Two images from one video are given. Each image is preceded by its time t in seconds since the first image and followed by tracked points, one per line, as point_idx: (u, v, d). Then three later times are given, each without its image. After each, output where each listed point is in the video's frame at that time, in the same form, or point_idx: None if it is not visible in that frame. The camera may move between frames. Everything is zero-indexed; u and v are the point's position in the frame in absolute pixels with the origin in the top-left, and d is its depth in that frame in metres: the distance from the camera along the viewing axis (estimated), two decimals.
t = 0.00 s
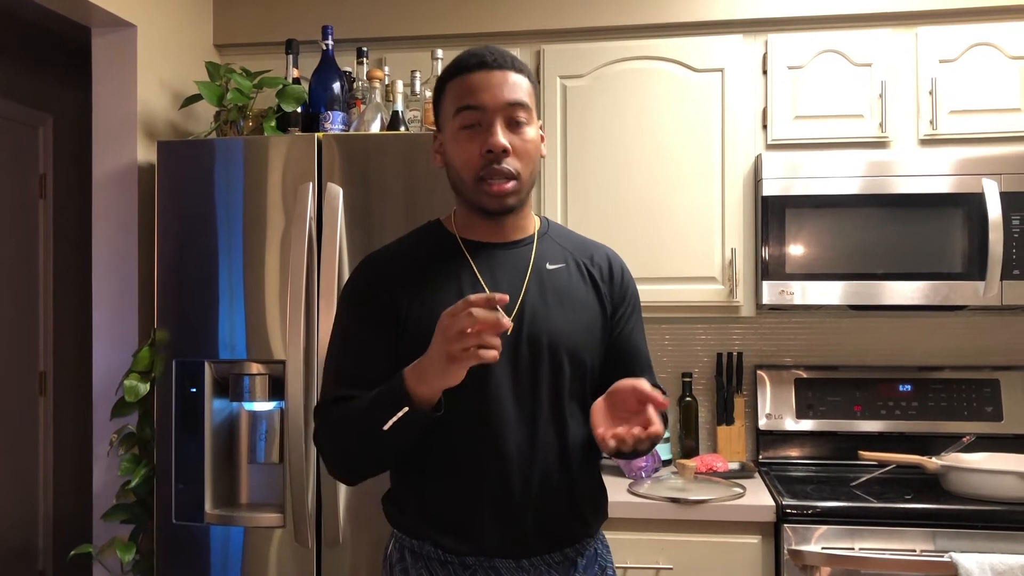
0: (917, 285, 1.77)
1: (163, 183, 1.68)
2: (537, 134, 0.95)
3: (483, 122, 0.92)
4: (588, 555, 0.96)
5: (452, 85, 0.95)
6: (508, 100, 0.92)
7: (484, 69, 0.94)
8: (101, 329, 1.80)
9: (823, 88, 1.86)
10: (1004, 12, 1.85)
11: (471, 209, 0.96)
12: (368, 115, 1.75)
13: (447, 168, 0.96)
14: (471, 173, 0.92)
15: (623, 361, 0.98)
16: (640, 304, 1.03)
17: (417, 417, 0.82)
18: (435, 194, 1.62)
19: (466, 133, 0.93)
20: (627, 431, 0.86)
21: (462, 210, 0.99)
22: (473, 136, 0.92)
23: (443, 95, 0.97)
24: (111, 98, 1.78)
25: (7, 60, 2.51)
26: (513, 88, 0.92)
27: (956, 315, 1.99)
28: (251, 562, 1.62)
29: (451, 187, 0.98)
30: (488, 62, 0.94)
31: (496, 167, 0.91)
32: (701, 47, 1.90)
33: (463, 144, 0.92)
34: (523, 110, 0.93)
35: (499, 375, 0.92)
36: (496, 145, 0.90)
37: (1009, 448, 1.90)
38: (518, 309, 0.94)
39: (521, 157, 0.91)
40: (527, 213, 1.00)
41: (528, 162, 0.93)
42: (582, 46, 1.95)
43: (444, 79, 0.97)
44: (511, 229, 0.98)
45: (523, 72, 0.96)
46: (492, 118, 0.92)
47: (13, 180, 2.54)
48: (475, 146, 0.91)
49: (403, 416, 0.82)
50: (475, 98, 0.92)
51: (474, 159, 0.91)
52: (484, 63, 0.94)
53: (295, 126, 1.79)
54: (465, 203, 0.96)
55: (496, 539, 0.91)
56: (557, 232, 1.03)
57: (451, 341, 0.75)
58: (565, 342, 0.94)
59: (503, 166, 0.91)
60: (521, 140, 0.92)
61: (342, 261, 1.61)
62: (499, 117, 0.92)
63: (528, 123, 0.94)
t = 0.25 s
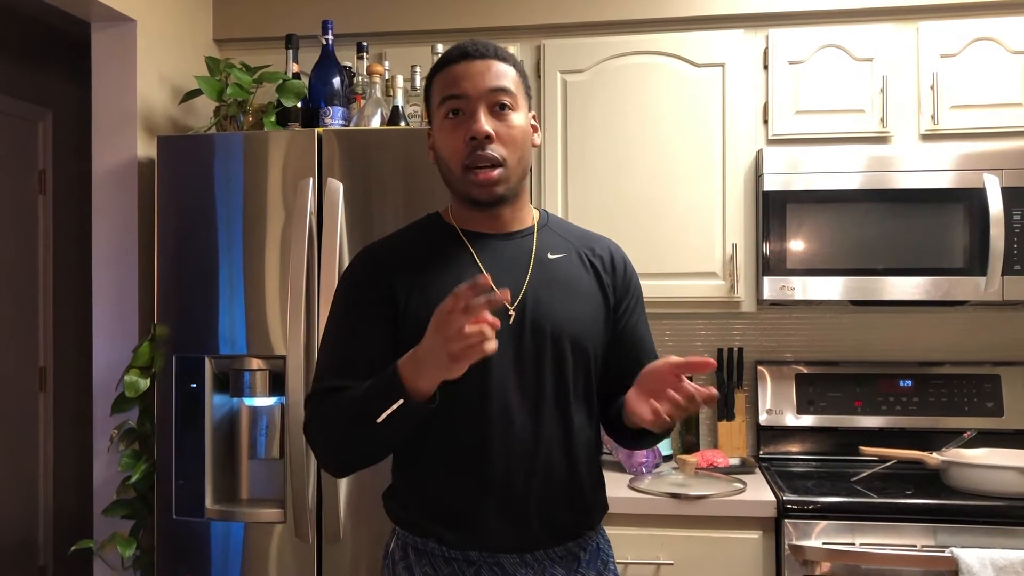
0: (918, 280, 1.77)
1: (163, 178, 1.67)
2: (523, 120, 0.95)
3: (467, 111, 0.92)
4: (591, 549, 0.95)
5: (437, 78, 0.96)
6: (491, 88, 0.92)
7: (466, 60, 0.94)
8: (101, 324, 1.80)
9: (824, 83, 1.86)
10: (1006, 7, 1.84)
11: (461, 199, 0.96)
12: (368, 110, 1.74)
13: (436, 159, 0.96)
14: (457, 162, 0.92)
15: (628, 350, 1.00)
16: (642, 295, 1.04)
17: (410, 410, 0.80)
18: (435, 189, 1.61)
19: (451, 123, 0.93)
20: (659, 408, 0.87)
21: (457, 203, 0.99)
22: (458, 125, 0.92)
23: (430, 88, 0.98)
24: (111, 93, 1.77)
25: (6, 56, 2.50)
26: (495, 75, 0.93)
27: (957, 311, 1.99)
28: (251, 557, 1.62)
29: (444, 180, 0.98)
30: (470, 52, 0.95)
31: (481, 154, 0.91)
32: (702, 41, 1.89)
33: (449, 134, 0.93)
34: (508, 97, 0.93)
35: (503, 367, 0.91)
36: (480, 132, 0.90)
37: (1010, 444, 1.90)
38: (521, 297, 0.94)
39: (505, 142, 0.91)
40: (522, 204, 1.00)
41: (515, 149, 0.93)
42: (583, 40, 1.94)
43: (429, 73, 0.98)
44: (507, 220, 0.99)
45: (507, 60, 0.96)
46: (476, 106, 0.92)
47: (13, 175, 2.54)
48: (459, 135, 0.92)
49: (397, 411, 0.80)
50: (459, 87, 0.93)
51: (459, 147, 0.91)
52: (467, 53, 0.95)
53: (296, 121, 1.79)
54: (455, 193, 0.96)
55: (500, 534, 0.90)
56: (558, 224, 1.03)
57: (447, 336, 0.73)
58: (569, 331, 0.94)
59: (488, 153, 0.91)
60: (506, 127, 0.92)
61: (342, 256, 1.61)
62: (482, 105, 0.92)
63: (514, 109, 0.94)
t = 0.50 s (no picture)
0: (920, 279, 1.76)
1: (163, 176, 1.67)
2: (527, 119, 0.95)
3: (473, 106, 0.92)
4: (592, 549, 0.96)
5: (441, 72, 0.95)
6: (497, 84, 0.92)
7: (472, 55, 0.94)
8: (101, 322, 1.79)
9: (826, 81, 1.85)
10: (1008, 5, 1.84)
11: (463, 195, 0.96)
12: (369, 108, 1.74)
13: (438, 154, 0.95)
14: (462, 157, 0.91)
15: (624, 350, 1.00)
16: (638, 293, 1.04)
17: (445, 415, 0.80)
18: (436, 187, 1.61)
19: (455, 118, 0.92)
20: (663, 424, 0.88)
21: (455, 201, 0.99)
22: (463, 120, 0.92)
23: (432, 83, 0.97)
24: (111, 90, 1.77)
25: (6, 53, 2.50)
26: (502, 72, 0.93)
27: (958, 310, 1.99)
28: (251, 555, 1.62)
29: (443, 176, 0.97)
30: (476, 48, 0.95)
31: (487, 149, 0.90)
32: (703, 39, 1.89)
33: (453, 129, 0.92)
34: (513, 95, 0.94)
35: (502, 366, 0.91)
36: (487, 127, 0.90)
37: (1011, 443, 1.89)
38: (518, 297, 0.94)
39: (511, 140, 0.91)
40: (519, 203, 1.00)
41: (519, 146, 0.93)
42: (584, 38, 1.94)
43: (434, 67, 0.97)
44: (504, 219, 0.99)
45: (512, 58, 0.96)
46: (482, 101, 0.92)
47: (12, 173, 2.53)
48: (464, 130, 0.91)
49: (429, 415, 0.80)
50: (464, 82, 0.92)
51: (465, 141, 0.91)
52: (473, 49, 0.94)
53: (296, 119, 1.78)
54: (456, 189, 0.95)
55: (502, 535, 0.90)
56: (553, 223, 1.03)
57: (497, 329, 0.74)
58: (567, 330, 0.93)
59: (493, 149, 0.90)
60: (511, 124, 0.92)
61: (343, 255, 1.61)
62: (488, 101, 0.92)
63: (519, 108, 0.94)
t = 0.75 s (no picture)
0: (922, 280, 1.77)
1: (167, 178, 1.68)
2: (542, 124, 0.96)
3: (492, 107, 0.92)
4: (594, 552, 0.97)
5: (460, 69, 0.95)
6: (517, 86, 0.92)
7: (493, 57, 0.94)
8: (105, 322, 1.80)
9: (829, 83, 1.86)
10: (1011, 8, 1.84)
11: (474, 194, 0.96)
12: (373, 109, 1.74)
13: (451, 152, 0.95)
14: (477, 156, 0.92)
15: (623, 351, 1.00)
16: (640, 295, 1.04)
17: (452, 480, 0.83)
18: (439, 189, 1.61)
19: (472, 117, 0.92)
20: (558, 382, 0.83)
21: (464, 200, 0.99)
22: (481, 120, 0.92)
23: (449, 80, 0.97)
24: (116, 92, 1.78)
25: (11, 54, 2.51)
26: (522, 74, 0.93)
27: (961, 312, 1.99)
28: (254, 556, 1.62)
29: (453, 174, 0.98)
30: (497, 49, 0.95)
31: (503, 151, 0.91)
32: (706, 41, 1.89)
33: (470, 128, 0.92)
34: (531, 98, 0.94)
35: (506, 372, 0.90)
36: (505, 130, 0.90)
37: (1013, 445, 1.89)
38: (522, 301, 0.94)
39: (528, 143, 0.92)
40: (526, 206, 1.01)
41: (534, 150, 0.94)
42: (587, 40, 1.94)
43: (452, 64, 0.97)
44: (510, 221, 0.99)
45: (530, 61, 0.96)
46: (501, 102, 0.92)
47: (16, 174, 2.54)
48: (482, 130, 0.91)
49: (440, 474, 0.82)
50: (484, 82, 0.92)
51: (481, 142, 0.91)
52: (493, 49, 0.94)
53: (300, 120, 1.79)
54: (467, 188, 0.96)
55: (506, 540, 0.90)
56: (556, 225, 1.03)
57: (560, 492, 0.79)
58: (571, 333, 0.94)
59: (510, 151, 0.91)
60: (529, 128, 0.93)
61: (346, 256, 1.61)
62: (508, 102, 0.92)
63: (535, 111, 0.95)
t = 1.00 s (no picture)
0: (924, 282, 1.76)
1: (168, 179, 1.68)
2: (544, 128, 0.96)
3: (493, 110, 0.92)
4: (594, 558, 0.96)
5: (463, 70, 0.95)
6: (519, 90, 0.92)
7: (496, 58, 0.93)
8: (107, 324, 1.80)
9: (831, 85, 1.86)
10: (1013, 9, 1.84)
11: (473, 197, 0.96)
12: (374, 110, 1.74)
13: (451, 154, 0.95)
14: (477, 160, 0.92)
15: (624, 356, 1.01)
16: (639, 300, 1.04)
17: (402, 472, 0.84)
18: (440, 190, 1.61)
19: (473, 119, 0.92)
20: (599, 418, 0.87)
21: (464, 202, 0.99)
22: (482, 123, 0.92)
23: (451, 80, 0.96)
24: (118, 93, 1.78)
25: (13, 56, 2.51)
26: (525, 78, 0.92)
27: (963, 314, 1.99)
28: (255, 557, 1.62)
29: (452, 175, 0.98)
30: (500, 51, 0.94)
31: (503, 156, 0.91)
32: (708, 43, 1.89)
33: (471, 130, 0.92)
34: (533, 102, 0.94)
35: (499, 374, 0.90)
36: (506, 134, 0.90)
37: (1016, 447, 1.89)
38: (518, 304, 0.93)
39: (530, 148, 0.92)
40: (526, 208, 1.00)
41: (535, 154, 0.93)
42: (590, 42, 1.94)
43: (455, 63, 0.96)
44: (509, 224, 0.99)
45: (533, 64, 0.96)
46: (502, 106, 0.92)
47: (18, 174, 2.54)
48: (482, 133, 0.91)
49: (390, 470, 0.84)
50: (486, 85, 0.92)
51: (482, 145, 0.91)
52: (497, 51, 0.94)
53: (302, 121, 1.79)
54: (466, 190, 0.96)
55: (503, 544, 0.90)
56: (555, 229, 1.03)
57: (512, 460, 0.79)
58: (568, 337, 0.93)
59: (511, 155, 0.91)
60: (530, 132, 0.93)
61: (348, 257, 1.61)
62: (509, 106, 0.92)
63: (537, 116, 0.95)
